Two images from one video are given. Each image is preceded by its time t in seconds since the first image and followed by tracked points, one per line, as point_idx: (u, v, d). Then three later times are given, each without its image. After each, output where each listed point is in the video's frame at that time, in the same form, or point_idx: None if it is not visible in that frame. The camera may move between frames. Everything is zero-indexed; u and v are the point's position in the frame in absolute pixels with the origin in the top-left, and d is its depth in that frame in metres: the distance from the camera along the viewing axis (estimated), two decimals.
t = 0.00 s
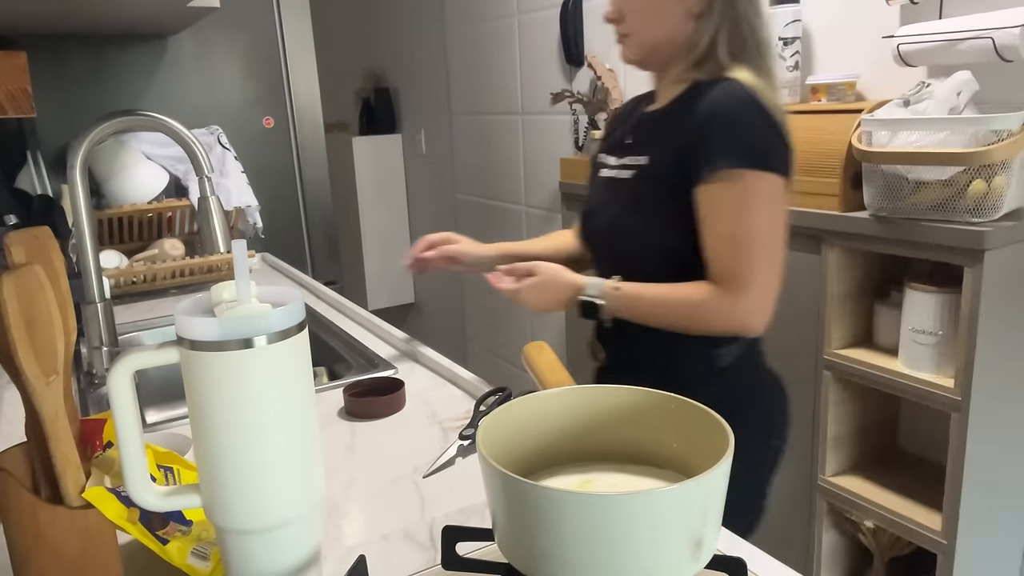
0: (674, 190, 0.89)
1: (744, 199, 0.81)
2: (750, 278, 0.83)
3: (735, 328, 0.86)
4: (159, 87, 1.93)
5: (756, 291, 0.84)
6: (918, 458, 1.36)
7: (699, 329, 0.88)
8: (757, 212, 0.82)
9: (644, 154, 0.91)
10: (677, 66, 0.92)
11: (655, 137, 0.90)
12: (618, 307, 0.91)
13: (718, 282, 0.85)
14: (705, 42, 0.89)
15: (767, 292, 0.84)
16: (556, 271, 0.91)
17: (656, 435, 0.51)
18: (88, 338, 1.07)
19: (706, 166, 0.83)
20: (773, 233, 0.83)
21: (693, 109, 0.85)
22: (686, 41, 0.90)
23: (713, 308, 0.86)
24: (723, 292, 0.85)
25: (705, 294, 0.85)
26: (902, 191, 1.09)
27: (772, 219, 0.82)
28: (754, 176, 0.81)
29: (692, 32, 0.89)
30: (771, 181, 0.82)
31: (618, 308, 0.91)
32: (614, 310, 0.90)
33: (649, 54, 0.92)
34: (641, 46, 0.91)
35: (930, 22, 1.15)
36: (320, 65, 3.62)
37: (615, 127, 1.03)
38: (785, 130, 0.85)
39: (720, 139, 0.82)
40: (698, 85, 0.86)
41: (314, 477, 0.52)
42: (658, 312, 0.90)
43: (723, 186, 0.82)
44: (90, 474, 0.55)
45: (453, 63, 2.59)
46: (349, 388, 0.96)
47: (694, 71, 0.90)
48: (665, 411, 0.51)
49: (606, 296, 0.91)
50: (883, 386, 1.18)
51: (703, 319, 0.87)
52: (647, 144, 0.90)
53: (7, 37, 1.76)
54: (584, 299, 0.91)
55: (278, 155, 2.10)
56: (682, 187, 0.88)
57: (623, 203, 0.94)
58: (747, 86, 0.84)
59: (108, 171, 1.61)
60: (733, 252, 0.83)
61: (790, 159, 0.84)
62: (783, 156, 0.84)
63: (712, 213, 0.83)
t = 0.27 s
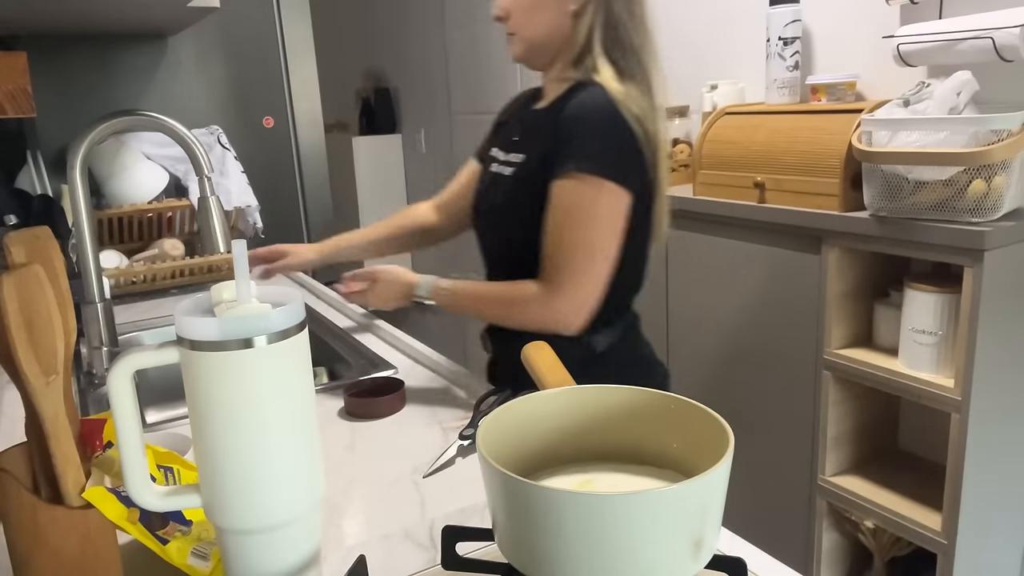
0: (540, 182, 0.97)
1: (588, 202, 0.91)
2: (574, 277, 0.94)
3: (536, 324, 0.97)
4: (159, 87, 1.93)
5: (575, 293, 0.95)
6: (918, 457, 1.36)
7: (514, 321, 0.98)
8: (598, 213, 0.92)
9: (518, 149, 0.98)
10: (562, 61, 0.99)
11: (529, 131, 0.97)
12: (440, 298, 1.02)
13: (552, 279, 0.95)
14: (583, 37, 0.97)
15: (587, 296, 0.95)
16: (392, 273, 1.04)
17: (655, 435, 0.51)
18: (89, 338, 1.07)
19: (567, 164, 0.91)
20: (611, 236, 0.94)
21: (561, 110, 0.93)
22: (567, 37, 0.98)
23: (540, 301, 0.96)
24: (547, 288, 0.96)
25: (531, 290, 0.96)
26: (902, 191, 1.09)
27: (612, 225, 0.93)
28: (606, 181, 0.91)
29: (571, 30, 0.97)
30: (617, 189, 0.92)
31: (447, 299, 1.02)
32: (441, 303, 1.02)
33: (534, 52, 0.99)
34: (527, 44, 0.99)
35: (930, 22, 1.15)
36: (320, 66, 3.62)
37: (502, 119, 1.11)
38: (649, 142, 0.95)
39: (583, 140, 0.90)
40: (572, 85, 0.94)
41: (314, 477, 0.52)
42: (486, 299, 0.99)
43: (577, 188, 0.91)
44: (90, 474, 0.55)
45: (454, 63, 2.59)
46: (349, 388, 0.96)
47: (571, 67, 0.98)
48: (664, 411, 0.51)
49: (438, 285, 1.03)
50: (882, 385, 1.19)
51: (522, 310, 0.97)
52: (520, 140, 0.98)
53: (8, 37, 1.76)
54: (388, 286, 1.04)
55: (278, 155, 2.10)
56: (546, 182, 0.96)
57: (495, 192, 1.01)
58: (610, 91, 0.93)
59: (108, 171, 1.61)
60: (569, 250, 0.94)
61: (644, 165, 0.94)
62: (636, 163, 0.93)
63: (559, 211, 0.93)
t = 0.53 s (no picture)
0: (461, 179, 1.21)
1: (489, 191, 1.13)
2: (461, 260, 1.15)
3: (428, 299, 1.18)
4: (159, 87, 1.93)
5: (464, 273, 1.15)
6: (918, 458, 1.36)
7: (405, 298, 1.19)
8: (502, 206, 1.14)
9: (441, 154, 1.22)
10: (470, 73, 1.23)
11: (450, 138, 1.22)
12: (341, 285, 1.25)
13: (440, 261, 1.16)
14: (487, 52, 1.20)
15: (476, 276, 1.16)
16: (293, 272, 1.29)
17: (656, 435, 0.51)
18: (89, 338, 1.08)
19: (478, 158, 1.14)
20: (509, 225, 1.16)
21: (477, 119, 1.17)
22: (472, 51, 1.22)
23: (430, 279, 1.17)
24: (436, 267, 1.16)
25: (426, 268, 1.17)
26: (902, 191, 1.09)
27: (509, 215, 1.15)
28: (520, 175, 1.13)
29: (475, 45, 1.21)
30: (525, 187, 1.15)
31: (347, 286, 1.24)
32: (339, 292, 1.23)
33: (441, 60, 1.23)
34: (434, 54, 1.22)
35: (930, 22, 1.15)
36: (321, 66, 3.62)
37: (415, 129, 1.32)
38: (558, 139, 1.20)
39: (501, 141, 1.13)
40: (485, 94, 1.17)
41: (314, 477, 0.52)
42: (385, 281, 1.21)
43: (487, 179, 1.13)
44: (90, 473, 0.55)
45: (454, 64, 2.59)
46: (349, 388, 0.96)
47: (480, 82, 1.22)
48: (664, 411, 0.51)
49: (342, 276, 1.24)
50: (882, 386, 1.19)
51: (412, 287, 1.18)
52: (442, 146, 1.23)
53: (8, 37, 1.76)
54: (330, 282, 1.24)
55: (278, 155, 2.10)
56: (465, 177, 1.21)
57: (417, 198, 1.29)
58: (528, 98, 1.16)
59: (109, 171, 1.62)
60: (463, 235, 1.15)
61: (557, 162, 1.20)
62: (544, 159, 1.16)
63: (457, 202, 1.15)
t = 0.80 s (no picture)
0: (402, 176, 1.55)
1: (428, 184, 1.46)
2: (405, 243, 1.47)
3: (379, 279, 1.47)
4: (159, 87, 1.94)
5: (406, 253, 1.47)
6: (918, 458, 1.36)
7: (358, 279, 1.45)
8: (437, 194, 1.47)
9: (382, 155, 1.58)
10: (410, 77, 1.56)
11: (394, 143, 1.55)
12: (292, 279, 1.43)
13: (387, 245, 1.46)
14: (429, 60, 1.55)
15: (418, 253, 1.47)
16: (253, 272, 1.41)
17: (656, 435, 0.51)
18: (89, 338, 1.08)
19: (420, 155, 1.46)
20: (439, 212, 1.48)
21: (419, 122, 1.49)
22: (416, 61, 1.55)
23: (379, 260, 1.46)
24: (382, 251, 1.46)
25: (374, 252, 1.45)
26: (902, 191, 1.09)
27: (443, 205, 1.48)
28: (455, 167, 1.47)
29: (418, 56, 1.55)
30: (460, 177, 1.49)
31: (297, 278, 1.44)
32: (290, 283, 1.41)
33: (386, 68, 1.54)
34: (381, 65, 1.53)
35: (931, 22, 1.15)
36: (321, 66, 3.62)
37: (358, 135, 1.66)
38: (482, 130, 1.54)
39: (436, 140, 1.46)
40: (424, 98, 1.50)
41: (314, 477, 0.52)
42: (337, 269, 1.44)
43: (424, 174, 1.46)
44: (90, 473, 0.55)
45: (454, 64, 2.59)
46: (349, 387, 0.96)
47: (420, 86, 1.56)
48: (664, 411, 0.51)
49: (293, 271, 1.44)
50: (882, 386, 1.19)
51: (363, 269, 1.45)
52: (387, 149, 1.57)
53: (9, 37, 1.76)
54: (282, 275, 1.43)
55: (278, 155, 2.10)
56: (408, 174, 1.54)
57: (363, 190, 1.64)
58: (460, 103, 1.50)
59: (109, 171, 1.62)
60: (407, 221, 1.46)
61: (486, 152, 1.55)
62: (473, 152, 1.50)
63: (398, 200, 1.48)
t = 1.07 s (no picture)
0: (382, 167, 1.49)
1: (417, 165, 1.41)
2: (399, 226, 1.41)
3: (378, 267, 1.41)
4: (159, 87, 1.94)
5: (405, 231, 1.42)
6: (918, 458, 1.36)
7: (360, 271, 1.40)
8: (422, 176, 1.41)
9: (361, 150, 1.54)
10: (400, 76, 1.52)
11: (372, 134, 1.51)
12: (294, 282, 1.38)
13: (382, 231, 1.41)
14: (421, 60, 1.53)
15: (415, 228, 1.42)
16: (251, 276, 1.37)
17: (656, 435, 0.51)
18: (89, 338, 1.08)
19: (405, 144, 1.42)
20: (426, 192, 1.42)
21: (399, 111, 1.46)
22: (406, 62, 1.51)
23: (378, 249, 1.40)
24: (377, 238, 1.40)
25: (371, 241, 1.39)
26: (902, 191, 1.09)
27: (429, 184, 1.42)
28: (439, 151, 1.43)
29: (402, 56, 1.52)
30: (444, 159, 1.44)
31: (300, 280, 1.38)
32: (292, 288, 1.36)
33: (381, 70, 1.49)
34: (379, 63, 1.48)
35: (930, 22, 1.15)
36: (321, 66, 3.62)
37: (334, 133, 1.63)
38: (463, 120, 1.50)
39: (417, 126, 1.42)
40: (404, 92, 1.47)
41: (314, 477, 0.52)
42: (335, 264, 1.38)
43: (406, 159, 1.41)
44: (90, 473, 0.55)
45: (454, 63, 2.59)
46: (349, 387, 0.96)
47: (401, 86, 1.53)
48: (664, 411, 0.51)
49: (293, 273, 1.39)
50: (882, 386, 1.19)
51: (363, 259, 1.39)
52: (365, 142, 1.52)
53: (9, 37, 1.76)
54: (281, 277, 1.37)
55: (278, 156, 2.10)
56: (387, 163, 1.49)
57: (339, 187, 1.61)
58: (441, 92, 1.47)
59: (108, 171, 1.62)
60: (396, 205, 1.41)
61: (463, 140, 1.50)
62: (454, 139, 1.46)
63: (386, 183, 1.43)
